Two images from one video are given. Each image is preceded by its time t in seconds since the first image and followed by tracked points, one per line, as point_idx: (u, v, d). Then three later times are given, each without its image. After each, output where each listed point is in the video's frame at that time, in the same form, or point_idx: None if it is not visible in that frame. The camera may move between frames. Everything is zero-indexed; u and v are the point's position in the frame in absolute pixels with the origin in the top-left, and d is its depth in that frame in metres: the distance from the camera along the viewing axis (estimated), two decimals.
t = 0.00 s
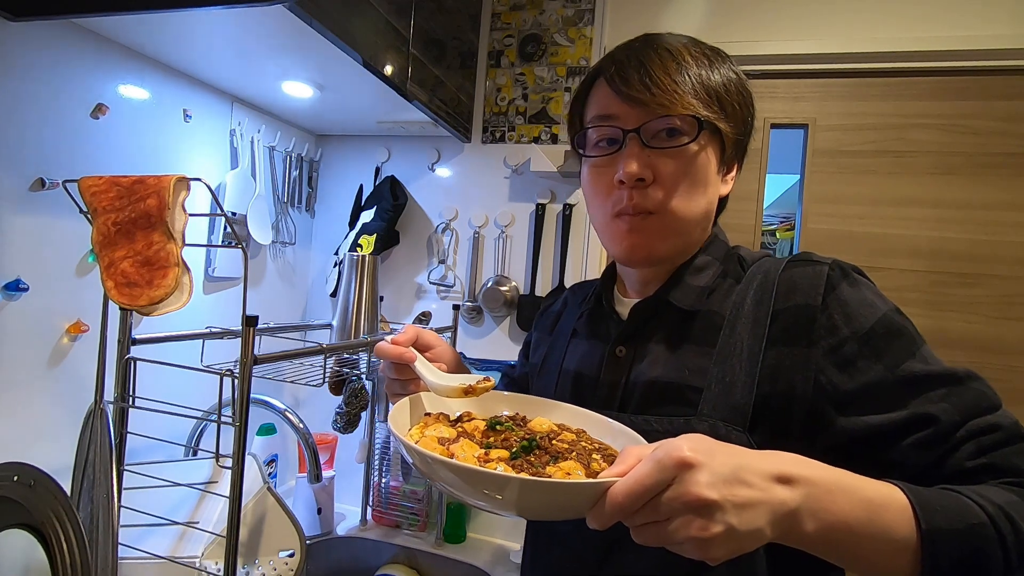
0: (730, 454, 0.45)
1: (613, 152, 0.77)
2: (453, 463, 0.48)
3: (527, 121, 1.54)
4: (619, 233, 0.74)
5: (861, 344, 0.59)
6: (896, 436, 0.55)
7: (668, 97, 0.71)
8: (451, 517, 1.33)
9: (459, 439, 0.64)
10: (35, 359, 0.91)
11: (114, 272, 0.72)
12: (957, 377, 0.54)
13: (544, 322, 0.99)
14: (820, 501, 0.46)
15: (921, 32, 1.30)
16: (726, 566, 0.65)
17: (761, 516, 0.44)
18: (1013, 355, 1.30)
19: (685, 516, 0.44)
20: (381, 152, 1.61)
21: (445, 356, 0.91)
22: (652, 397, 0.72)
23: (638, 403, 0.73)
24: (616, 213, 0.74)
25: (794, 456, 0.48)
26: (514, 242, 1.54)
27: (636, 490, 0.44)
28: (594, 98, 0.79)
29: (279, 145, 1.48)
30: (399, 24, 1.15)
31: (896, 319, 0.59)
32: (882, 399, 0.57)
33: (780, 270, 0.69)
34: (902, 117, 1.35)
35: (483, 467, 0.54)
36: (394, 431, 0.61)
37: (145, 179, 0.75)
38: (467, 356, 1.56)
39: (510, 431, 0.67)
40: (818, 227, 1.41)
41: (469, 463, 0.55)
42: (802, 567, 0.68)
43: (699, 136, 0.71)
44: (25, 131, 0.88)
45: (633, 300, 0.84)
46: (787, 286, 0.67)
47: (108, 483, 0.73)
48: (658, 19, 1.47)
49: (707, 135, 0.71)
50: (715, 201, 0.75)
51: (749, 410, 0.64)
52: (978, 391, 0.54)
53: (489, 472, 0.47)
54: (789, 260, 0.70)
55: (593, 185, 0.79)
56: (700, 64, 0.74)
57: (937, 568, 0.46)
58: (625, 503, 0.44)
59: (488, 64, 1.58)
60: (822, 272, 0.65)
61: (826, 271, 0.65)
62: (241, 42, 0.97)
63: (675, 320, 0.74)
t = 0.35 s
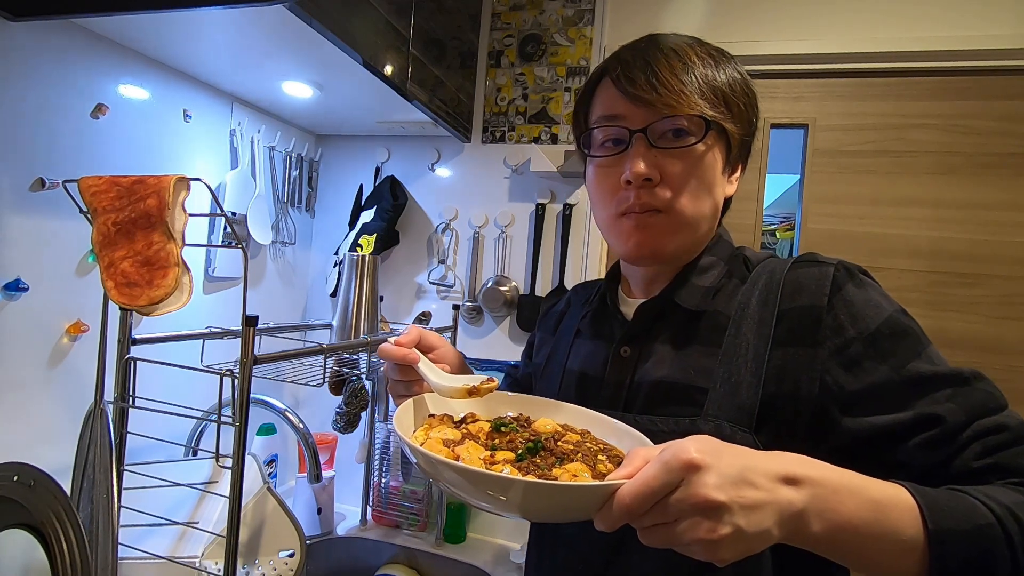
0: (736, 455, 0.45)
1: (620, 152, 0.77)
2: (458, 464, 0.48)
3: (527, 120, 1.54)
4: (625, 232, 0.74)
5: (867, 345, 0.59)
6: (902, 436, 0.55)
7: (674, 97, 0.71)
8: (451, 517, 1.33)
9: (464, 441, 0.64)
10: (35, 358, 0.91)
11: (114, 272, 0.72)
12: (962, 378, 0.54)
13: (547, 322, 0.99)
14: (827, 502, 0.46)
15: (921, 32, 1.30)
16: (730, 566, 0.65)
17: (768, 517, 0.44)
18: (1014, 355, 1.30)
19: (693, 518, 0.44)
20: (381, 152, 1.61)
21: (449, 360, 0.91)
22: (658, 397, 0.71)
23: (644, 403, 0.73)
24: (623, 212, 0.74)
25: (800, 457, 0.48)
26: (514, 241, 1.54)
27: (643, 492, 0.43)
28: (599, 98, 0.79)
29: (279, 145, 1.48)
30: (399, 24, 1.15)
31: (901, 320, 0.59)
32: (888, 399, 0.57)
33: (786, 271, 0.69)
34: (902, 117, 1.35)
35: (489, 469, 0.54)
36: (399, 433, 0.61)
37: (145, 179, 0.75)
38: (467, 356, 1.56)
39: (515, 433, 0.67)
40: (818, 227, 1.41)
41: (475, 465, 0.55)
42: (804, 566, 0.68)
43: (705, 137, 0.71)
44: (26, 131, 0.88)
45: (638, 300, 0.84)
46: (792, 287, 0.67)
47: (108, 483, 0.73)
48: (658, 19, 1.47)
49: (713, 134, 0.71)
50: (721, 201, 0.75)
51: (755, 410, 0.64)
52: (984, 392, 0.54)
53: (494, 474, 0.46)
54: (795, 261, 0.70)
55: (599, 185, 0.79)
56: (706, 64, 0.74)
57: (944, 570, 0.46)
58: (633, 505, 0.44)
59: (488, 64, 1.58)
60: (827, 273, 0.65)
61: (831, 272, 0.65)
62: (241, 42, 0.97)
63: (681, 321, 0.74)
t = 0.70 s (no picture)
0: (739, 454, 0.45)
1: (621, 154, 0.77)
2: (462, 463, 0.48)
3: (527, 120, 1.54)
4: (626, 233, 0.74)
5: (868, 345, 0.59)
6: (904, 436, 0.55)
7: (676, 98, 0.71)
8: (451, 517, 1.33)
9: (468, 441, 0.64)
10: (35, 358, 0.91)
11: (113, 272, 0.72)
12: (964, 378, 0.54)
13: (549, 322, 0.99)
14: (829, 500, 0.46)
15: (921, 32, 1.30)
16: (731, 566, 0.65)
17: (771, 516, 0.44)
18: (1014, 355, 1.30)
19: (697, 516, 0.44)
20: (381, 152, 1.61)
21: (450, 362, 0.90)
22: (660, 397, 0.72)
23: (646, 403, 0.73)
24: (624, 214, 0.74)
25: (802, 456, 0.48)
26: (514, 241, 1.54)
27: (647, 490, 0.43)
28: (601, 100, 0.79)
29: (279, 145, 1.48)
30: (399, 24, 1.15)
31: (903, 320, 0.59)
32: (890, 399, 0.57)
33: (788, 272, 0.69)
34: (902, 117, 1.35)
35: (492, 469, 0.54)
36: (402, 433, 0.61)
37: (145, 179, 0.75)
38: (467, 356, 1.56)
39: (518, 433, 0.67)
40: (818, 227, 1.41)
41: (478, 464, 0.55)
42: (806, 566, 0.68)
43: (706, 137, 0.71)
44: (27, 131, 0.88)
45: (640, 300, 0.84)
46: (795, 287, 0.67)
47: (108, 483, 0.73)
48: (659, 19, 1.47)
49: (714, 136, 0.71)
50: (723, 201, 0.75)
51: (757, 410, 0.64)
52: (985, 392, 0.54)
53: (497, 473, 0.47)
54: (797, 262, 0.70)
55: (602, 187, 0.79)
56: (708, 66, 0.74)
57: (946, 568, 0.46)
58: (636, 504, 0.44)
59: (488, 64, 1.58)
60: (829, 273, 0.65)
61: (833, 272, 0.65)
62: (241, 42, 0.97)
63: (683, 321, 0.74)
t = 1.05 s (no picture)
0: (740, 452, 0.45)
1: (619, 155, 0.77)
2: (462, 461, 0.48)
3: (527, 121, 1.54)
4: (625, 233, 0.74)
5: (868, 345, 0.59)
6: (904, 435, 0.55)
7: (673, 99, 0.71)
8: (451, 517, 1.33)
9: (468, 440, 0.64)
10: (36, 358, 0.91)
11: (114, 272, 0.72)
12: (963, 377, 0.55)
13: (550, 322, 0.99)
14: (829, 498, 0.46)
15: (921, 32, 1.30)
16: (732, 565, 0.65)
17: (772, 513, 0.44)
18: (1013, 354, 1.30)
19: (698, 513, 0.44)
20: (381, 153, 1.61)
21: (450, 362, 0.90)
22: (660, 396, 0.71)
23: (647, 402, 0.73)
24: (622, 215, 0.74)
25: (803, 454, 0.48)
26: (514, 241, 1.54)
27: (648, 487, 0.43)
28: (598, 101, 0.79)
29: (279, 146, 1.48)
30: (399, 24, 1.15)
31: (903, 320, 0.59)
32: (890, 399, 0.57)
33: (787, 272, 0.69)
34: (902, 117, 1.35)
35: (494, 467, 0.54)
36: (403, 432, 0.61)
37: (145, 179, 0.75)
38: (467, 356, 1.56)
39: (519, 432, 0.67)
40: (818, 226, 1.41)
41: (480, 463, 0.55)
42: (808, 565, 0.68)
43: (703, 136, 0.71)
44: (27, 131, 0.88)
45: (640, 300, 0.84)
46: (795, 287, 0.67)
47: (108, 483, 0.73)
48: (659, 19, 1.47)
49: (712, 136, 0.71)
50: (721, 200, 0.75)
51: (757, 409, 0.64)
52: (984, 391, 0.54)
53: (497, 471, 0.47)
54: (797, 261, 0.70)
55: (600, 188, 0.79)
56: (704, 66, 0.74)
57: (946, 566, 0.46)
58: (638, 502, 0.44)
59: (488, 64, 1.58)
60: (829, 273, 0.65)
61: (833, 272, 0.65)
62: (240, 42, 0.97)
63: (683, 321, 0.74)
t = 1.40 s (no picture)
0: (738, 452, 0.45)
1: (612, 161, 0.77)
2: (459, 464, 0.48)
3: (527, 121, 1.54)
4: (618, 241, 0.74)
5: (868, 345, 0.59)
6: (903, 435, 0.55)
7: (662, 108, 0.71)
8: (451, 517, 1.33)
9: (466, 441, 0.64)
10: (36, 359, 0.91)
11: (114, 272, 0.72)
12: (962, 378, 0.55)
13: (550, 322, 0.99)
14: (828, 498, 0.46)
15: (921, 32, 1.30)
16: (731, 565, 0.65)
17: (770, 514, 0.44)
18: (1013, 355, 1.30)
19: (697, 517, 0.44)
20: (381, 153, 1.61)
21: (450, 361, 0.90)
22: (660, 396, 0.71)
23: (647, 402, 0.73)
24: (616, 222, 0.74)
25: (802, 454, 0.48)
26: (514, 241, 1.54)
27: (647, 490, 0.43)
28: (591, 109, 0.79)
29: (279, 146, 1.48)
30: (399, 24, 1.15)
31: (902, 320, 0.59)
32: (889, 399, 0.57)
33: (787, 272, 0.69)
34: (902, 117, 1.35)
35: (492, 470, 0.54)
36: (401, 433, 0.61)
37: (145, 179, 0.75)
38: (467, 356, 1.56)
39: (516, 433, 0.67)
40: (818, 227, 1.41)
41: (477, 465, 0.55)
42: (808, 565, 0.68)
43: (695, 140, 0.71)
44: (27, 131, 0.88)
45: (640, 300, 0.84)
46: (794, 287, 0.67)
47: (108, 483, 0.73)
48: (659, 19, 1.47)
49: (704, 142, 0.71)
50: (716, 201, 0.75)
51: (757, 409, 0.64)
52: (983, 392, 0.54)
53: (495, 474, 0.46)
54: (796, 262, 0.70)
55: (594, 195, 0.79)
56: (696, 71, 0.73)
57: (944, 566, 0.46)
58: (637, 505, 0.44)
59: (488, 64, 1.58)
60: (828, 273, 0.65)
61: (833, 272, 0.65)
62: (240, 42, 0.97)
63: (683, 321, 0.74)
